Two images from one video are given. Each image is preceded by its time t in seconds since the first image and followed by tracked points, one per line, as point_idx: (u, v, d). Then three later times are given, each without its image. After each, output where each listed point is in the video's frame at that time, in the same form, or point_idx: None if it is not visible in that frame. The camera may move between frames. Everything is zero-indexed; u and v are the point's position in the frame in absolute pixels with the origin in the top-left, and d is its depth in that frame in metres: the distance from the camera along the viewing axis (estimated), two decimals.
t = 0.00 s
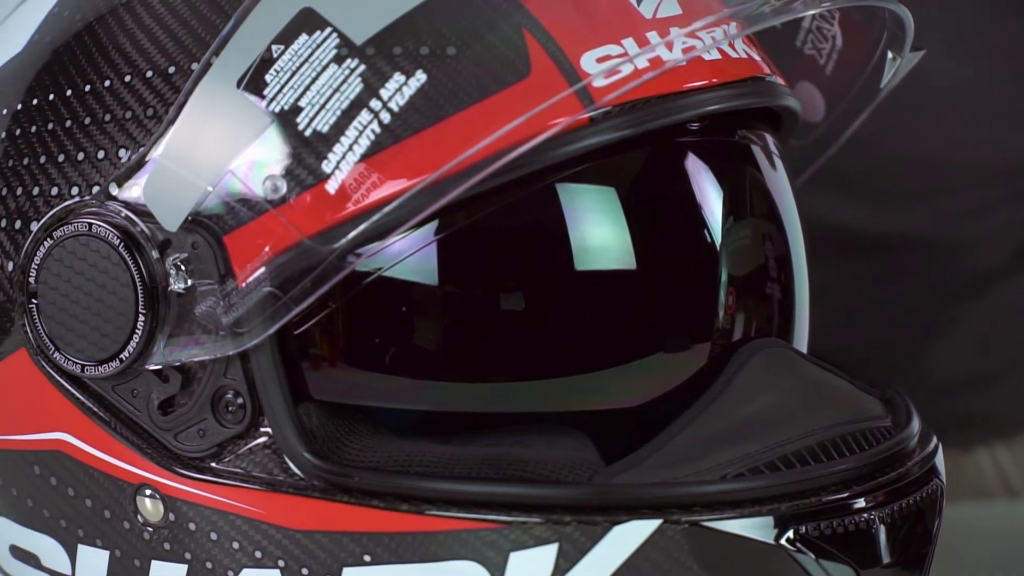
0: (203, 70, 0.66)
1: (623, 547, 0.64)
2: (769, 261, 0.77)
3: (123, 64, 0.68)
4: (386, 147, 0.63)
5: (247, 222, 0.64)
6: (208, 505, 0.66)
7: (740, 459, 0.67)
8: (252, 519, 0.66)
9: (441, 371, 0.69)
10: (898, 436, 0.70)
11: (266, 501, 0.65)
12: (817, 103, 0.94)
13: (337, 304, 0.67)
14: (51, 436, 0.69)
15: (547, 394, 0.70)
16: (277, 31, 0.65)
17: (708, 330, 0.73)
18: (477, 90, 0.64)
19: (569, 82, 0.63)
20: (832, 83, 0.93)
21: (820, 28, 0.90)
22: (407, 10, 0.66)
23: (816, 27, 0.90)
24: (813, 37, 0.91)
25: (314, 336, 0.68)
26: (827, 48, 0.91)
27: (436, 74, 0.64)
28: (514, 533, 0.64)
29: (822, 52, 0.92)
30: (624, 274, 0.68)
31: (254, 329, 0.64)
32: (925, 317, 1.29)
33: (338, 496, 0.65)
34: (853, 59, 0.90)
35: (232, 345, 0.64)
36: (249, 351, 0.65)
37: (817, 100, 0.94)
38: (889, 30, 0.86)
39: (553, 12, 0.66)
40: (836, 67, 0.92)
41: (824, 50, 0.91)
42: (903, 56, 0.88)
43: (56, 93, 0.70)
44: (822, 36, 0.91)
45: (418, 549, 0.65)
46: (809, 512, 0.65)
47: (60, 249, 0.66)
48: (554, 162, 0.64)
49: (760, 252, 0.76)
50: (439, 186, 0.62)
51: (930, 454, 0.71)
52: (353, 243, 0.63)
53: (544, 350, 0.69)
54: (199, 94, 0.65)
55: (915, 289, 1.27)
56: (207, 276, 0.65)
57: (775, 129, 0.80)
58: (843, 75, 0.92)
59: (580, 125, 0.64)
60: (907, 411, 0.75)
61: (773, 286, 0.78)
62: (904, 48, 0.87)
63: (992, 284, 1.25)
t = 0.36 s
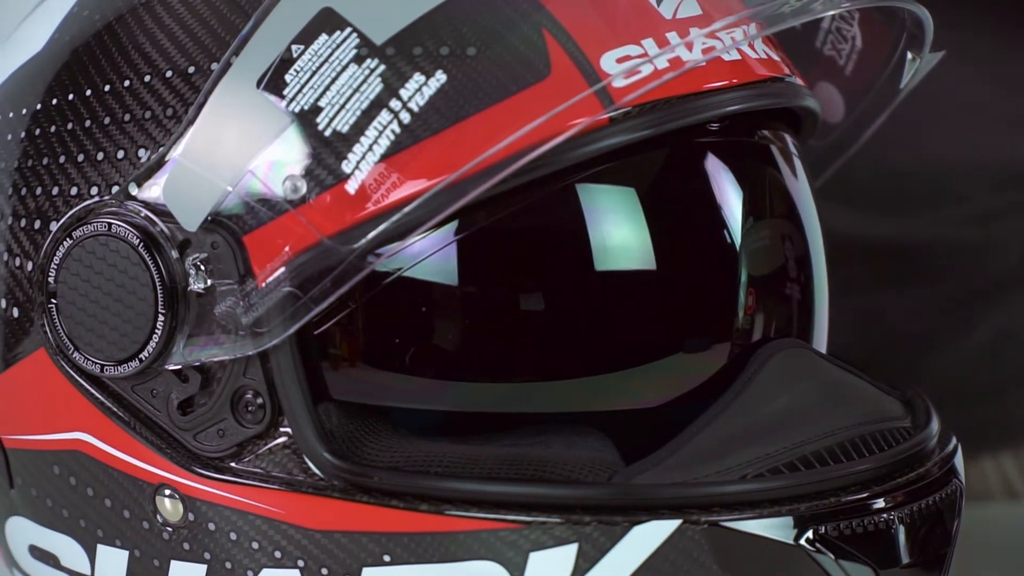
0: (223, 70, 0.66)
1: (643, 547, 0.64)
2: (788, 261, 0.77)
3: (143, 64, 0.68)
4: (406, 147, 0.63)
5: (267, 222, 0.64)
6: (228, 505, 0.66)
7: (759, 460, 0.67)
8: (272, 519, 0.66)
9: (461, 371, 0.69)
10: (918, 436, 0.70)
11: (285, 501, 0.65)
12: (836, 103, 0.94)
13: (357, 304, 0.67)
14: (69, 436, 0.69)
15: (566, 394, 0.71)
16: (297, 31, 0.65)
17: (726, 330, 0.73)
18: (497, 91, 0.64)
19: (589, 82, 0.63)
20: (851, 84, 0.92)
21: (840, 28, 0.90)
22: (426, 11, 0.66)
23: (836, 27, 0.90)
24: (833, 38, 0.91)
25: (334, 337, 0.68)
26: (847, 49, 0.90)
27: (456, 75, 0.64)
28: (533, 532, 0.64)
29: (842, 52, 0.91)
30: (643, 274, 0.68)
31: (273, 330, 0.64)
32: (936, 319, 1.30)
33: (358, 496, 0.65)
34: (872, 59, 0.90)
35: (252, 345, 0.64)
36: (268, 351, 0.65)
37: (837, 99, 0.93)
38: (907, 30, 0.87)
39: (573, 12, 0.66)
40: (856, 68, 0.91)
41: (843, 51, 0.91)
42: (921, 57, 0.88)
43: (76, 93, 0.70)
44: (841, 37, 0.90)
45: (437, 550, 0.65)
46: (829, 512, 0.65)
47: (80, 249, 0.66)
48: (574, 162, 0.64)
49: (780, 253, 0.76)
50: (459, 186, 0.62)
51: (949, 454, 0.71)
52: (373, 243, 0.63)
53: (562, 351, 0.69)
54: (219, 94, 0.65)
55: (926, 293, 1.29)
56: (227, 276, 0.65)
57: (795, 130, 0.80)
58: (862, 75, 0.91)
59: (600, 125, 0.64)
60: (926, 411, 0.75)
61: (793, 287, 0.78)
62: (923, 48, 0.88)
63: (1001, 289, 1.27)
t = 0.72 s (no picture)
0: (244, 69, 0.66)
1: (664, 547, 0.64)
2: (809, 261, 0.77)
3: (164, 64, 0.68)
4: (427, 147, 0.63)
5: (288, 222, 0.64)
6: (249, 505, 0.66)
7: (780, 460, 0.67)
8: (292, 519, 0.66)
9: (481, 372, 0.69)
10: (938, 437, 0.70)
11: (306, 501, 0.65)
12: (857, 104, 0.95)
13: (378, 305, 0.67)
14: (89, 436, 0.69)
15: (586, 394, 0.71)
16: (318, 31, 0.65)
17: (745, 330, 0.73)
18: (518, 91, 0.64)
19: (610, 82, 0.63)
20: (873, 85, 0.93)
21: (860, 29, 0.87)
22: (448, 11, 0.66)
23: (857, 28, 0.87)
24: (853, 39, 0.89)
25: (354, 338, 0.67)
26: (868, 49, 0.90)
27: (477, 75, 0.64)
28: (554, 532, 0.64)
29: (863, 53, 0.90)
30: (663, 275, 0.68)
31: (294, 330, 0.64)
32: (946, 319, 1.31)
33: (378, 496, 0.65)
34: (894, 59, 0.90)
35: (273, 346, 0.64)
36: (289, 351, 0.65)
37: (858, 101, 0.94)
38: (930, 31, 0.85)
39: (594, 12, 0.66)
40: (878, 67, 0.91)
41: (864, 51, 0.90)
42: (942, 57, 0.88)
43: (96, 92, 0.70)
44: (862, 37, 0.88)
45: (458, 550, 0.65)
46: (849, 513, 0.65)
47: (101, 249, 0.66)
48: (594, 162, 0.64)
49: (801, 253, 0.77)
50: (481, 186, 0.62)
51: (970, 455, 0.71)
52: (394, 243, 0.63)
53: (582, 351, 0.69)
54: (239, 93, 0.65)
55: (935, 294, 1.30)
56: (247, 276, 0.65)
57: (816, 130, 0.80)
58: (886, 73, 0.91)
59: (621, 126, 0.64)
60: (947, 412, 0.75)
61: (813, 287, 0.78)
62: (944, 49, 0.87)
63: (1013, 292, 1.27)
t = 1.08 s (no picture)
0: (266, 68, 0.66)
1: (684, 546, 0.64)
2: (829, 262, 0.78)
3: (186, 63, 0.68)
4: (449, 147, 0.63)
5: (309, 221, 0.64)
6: (270, 504, 0.66)
7: (800, 460, 0.67)
8: (313, 518, 0.66)
9: (502, 372, 0.69)
10: (959, 437, 0.70)
11: (327, 500, 0.65)
12: (877, 107, 0.94)
13: (399, 305, 0.67)
14: (109, 434, 0.69)
15: (606, 395, 0.71)
16: (339, 30, 0.65)
17: (764, 331, 0.73)
18: (540, 90, 0.64)
19: (632, 82, 0.63)
20: (893, 86, 0.92)
21: (882, 31, 0.87)
22: (469, 10, 0.66)
23: (879, 29, 0.87)
24: (875, 40, 0.88)
25: (375, 338, 0.68)
26: (890, 50, 0.89)
27: (499, 74, 0.64)
28: (575, 532, 0.64)
29: (885, 54, 0.89)
30: (684, 275, 0.68)
31: (315, 329, 0.64)
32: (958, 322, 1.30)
33: (399, 495, 0.65)
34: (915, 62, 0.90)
35: (293, 344, 0.64)
36: (310, 350, 0.64)
37: (878, 102, 0.93)
38: (950, 34, 0.86)
39: (615, 12, 0.66)
40: (900, 68, 0.91)
41: (886, 53, 0.89)
42: (962, 58, 0.89)
43: (117, 91, 0.70)
44: (884, 39, 0.88)
45: (479, 549, 0.65)
46: (870, 513, 0.65)
47: (121, 247, 0.66)
48: (615, 163, 0.64)
49: (822, 253, 0.77)
50: (502, 185, 0.62)
51: (990, 455, 0.71)
52: (416, 242, 0.63)
53: (602, 352, 0.69)
54: (261, 93, 0.65)
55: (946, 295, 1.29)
56: (269, 275, 0.65)
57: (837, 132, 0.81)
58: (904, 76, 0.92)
59: (643, 126, 0.64)
60: (967, 413, 0.75)
61: (835, 288, 0.79)
62: (966, 50, 0.88)
63: None
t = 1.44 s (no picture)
0: (281, 71, 0.65)
1: (702, 549, 0.64)
2: (847, 262, 0.78)
3: (201, 66, 0.68)
4: (465, 150, 0.62)
5: (325, 224, 0.64)
6: (287, 508, 0.66)
7: (817, 462, 0.67)
8: (330, 521, 0.66)
9: (519, 373, 0.69)
10: (975, 437, 0.70)
11: (344, 504, 0.65)
12: (893, 104, 0.93)
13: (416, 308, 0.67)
14: (127, 437, 0.70)
15: (623, 396, 0.71)
16: (355, 33, 0.65)
17: (779, 332, 0.73)
18: (557, 93, 0.63)
19: (648, 84, 0.63)
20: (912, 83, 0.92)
21: (898, 30, 0.87)
22: (485, 12, 0.65)
23: (894, 28, 0.87)
24: (891, 39, 0.88)
25: (392, 339, 0.67)
26: (906, 49, 0.89)
27: (515, 77, 0.63)
28: (592, 535, 0.64)
29: (901, 52, 0.89)
30: (700, 277, 0.68)
31: (331, 332, 0.64)
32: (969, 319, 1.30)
33: (416, 499, 0.64)
34: (931, 59, 0.90)
35: (310, 348, 0.64)
36: (327, 354, 0.64)
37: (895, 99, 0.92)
38: (966, 33, 0.86)
39: (631, 14, 0.65)
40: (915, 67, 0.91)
41: (902, 51, 0.89)
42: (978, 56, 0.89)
43: (133, 94, 0.70)
44: (899, 37, 0.88)
45: (496, 553, 0.65)
46: (888, 514, 0.64)
47: (137, 251, 0.66)
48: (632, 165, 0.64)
49: (839, 254, 0.77)
50: (519, 188, 0.62)
51: (1007, 455, 0.71)
52: (432, 245, 0.63)
53: (619, 355, 0.69)
54: (276, 96, 0.65)
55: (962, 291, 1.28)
56: (285, 279, 0.64)
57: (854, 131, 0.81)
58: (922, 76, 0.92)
59: (659, 127, 0.63)
60: (984, 413, 0.75)
61: (852, 288, 0.78)
62: (982, 49, 0.88)
63: None
